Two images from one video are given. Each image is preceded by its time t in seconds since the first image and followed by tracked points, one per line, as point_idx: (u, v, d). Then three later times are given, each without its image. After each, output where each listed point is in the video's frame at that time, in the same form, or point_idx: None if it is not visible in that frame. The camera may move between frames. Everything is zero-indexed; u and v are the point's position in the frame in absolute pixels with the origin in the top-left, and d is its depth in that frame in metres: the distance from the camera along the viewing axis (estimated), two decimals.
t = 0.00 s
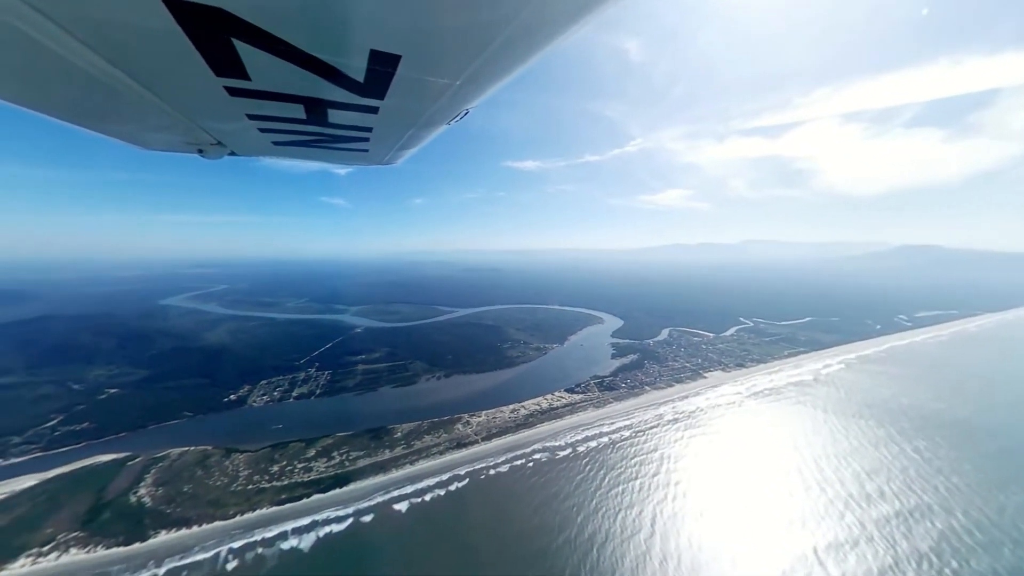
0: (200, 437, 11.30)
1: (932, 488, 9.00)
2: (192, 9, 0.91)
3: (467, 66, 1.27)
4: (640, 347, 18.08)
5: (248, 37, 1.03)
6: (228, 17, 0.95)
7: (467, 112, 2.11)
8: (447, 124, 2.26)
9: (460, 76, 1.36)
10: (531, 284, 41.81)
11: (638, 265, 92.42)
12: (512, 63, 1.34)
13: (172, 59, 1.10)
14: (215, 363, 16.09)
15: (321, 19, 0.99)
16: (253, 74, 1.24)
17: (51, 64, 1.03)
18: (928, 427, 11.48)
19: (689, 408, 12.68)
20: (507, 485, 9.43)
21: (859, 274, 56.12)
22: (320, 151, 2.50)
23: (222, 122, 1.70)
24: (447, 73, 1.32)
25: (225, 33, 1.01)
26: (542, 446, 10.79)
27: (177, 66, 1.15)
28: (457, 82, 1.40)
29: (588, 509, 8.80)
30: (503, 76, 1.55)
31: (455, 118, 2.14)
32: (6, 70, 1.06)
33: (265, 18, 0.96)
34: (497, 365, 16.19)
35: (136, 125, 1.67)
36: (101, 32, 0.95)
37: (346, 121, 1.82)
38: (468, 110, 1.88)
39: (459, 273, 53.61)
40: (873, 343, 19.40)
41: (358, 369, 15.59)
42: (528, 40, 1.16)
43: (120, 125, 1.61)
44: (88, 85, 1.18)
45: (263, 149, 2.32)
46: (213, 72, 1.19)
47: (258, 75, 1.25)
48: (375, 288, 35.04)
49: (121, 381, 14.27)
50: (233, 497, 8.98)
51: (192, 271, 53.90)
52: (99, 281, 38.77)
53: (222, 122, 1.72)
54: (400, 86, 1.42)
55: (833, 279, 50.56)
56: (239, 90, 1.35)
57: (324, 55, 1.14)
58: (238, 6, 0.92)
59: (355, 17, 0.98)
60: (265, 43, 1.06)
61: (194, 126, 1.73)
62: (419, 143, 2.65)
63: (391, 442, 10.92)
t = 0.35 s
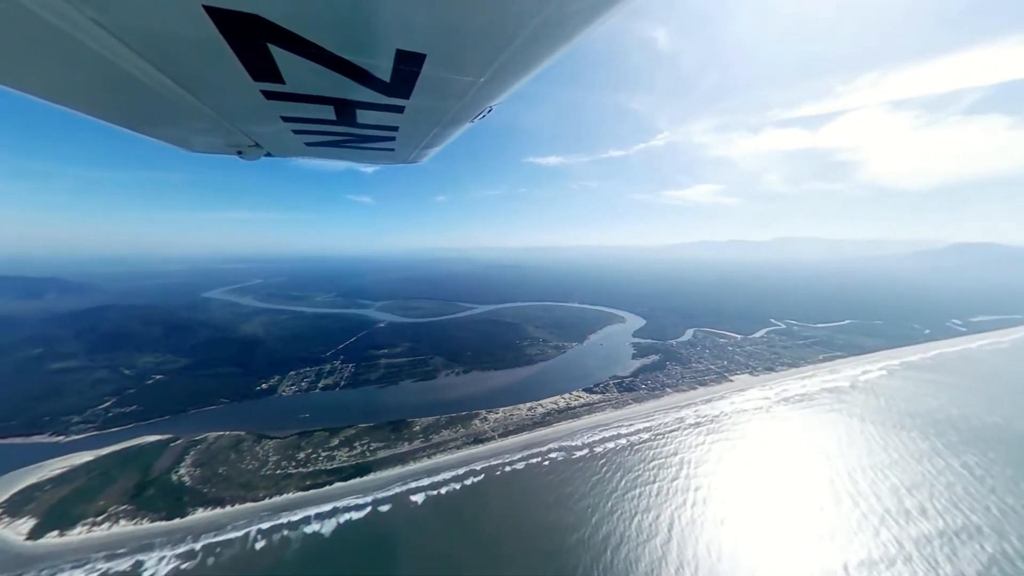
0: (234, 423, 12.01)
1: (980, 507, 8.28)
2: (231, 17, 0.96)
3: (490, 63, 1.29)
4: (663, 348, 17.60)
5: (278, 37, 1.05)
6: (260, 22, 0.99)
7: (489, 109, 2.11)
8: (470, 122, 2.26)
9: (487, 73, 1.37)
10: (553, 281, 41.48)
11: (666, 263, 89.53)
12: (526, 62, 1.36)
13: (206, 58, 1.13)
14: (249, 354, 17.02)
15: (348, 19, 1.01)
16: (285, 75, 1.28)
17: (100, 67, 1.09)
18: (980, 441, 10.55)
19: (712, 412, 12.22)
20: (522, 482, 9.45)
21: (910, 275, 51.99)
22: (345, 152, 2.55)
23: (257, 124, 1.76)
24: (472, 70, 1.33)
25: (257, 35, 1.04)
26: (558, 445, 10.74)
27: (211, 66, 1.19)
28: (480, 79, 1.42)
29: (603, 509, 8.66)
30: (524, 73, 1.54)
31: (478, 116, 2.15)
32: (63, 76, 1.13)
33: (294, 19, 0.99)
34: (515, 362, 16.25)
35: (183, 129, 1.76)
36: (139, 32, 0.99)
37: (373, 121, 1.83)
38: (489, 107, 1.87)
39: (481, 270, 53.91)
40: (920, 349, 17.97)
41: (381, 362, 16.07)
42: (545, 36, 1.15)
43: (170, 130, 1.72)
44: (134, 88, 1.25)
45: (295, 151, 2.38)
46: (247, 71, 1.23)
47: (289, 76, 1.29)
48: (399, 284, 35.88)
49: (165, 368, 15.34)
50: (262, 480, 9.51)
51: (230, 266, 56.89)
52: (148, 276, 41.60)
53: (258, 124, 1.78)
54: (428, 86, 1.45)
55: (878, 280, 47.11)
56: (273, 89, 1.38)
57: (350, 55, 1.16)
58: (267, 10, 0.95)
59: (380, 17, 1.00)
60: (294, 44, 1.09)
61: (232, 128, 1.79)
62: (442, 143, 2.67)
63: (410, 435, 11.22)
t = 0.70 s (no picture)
0: (266, 410, 12.68)
1: None
2: (267, 24, 0.93)
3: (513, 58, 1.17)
4: (686, 348, 17.09)
5: (313, 43, 1.01)
6: (296, 27, 0.95)
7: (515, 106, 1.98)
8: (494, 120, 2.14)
9: (509, 69, 1.23)
10: (575, 279, 41.14)
11: (694, 260, 86.52)
12: (553, 55, 1.22)
13: (240, 63, 1.10)
14: (280, 345, 17.90)
15: (379, 21, 0.95)
16: (316, 77, 1.23)
17: (136, 68, 1.07)
18: None
19: (736, 415, 11.74)
20: (536, 478, 9.47)
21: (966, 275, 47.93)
22: (373, 153, 2.52)
23: (290, 126, 1.73)
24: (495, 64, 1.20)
25: (292, 42, 1.00)
26: (573, 443, 10.66)
27: (247, 69, 1.16)
28: (503, 75, 1.28)
29: (619, 509, 8.50)
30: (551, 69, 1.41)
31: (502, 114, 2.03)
32: (110, 76, 1.13)
33: (332, 24, 0.95)
34: (534, 358, 16.25)
35: (222, 129, 1.77)
36: (175, 36, 0.96)
37: (403, 124, 1.76)
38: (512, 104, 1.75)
39: (503, 267, 54.24)
40: (974, 355, 16.53)
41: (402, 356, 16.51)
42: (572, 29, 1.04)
43: (210, 130, 1.73)
44: (172, 91, 1.23)
45: (328, 150, 2.36)
46: (279, 73, 1.19)
47: (321, 79, 1.24)
48: (423, 279, 36.66)
49: (205, 357, 16.39)
50: (289, 465, 10.02)
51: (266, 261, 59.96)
52: (192, 270, 44.64)
53: (292, 126, 1.75)
54: (452, 84, 1.34)
55: (929, 279, 43.67)
56: (305, 92, 1.34)
57: (386, 58, 1.11)
58: (302, 15, 0.91)
59: (410, 14, 0.93)
60: (330, 49, 1.05)
61: (267, 129, 1.78)
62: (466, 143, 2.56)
63: (427, 427, 11.49)
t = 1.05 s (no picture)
0: (296, 398, 13.35)
1: None
2: (299, 25, 0.89)
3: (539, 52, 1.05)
4: (713, 349, 16.47)
5: (344, 44, 0.97)
6: (325, 28, 0.91)
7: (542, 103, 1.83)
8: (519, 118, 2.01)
9: (537, 65, 1.12)
10: (598, 275, 40.50)
11: (727, 257, 82.87)
12: (582, 52, 1.10)
13: (273, 63, 1.06)
14: (311, 337, 18.78)
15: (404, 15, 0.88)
16: (347, 76, 1.18)
17: (176, 74, 1.06)
18: None
19: (764, 419, 11.21)
20: (552, 474, 9.44)
21: None
22: (400, 152, 2.48)
23: (324, 126, 1.70)
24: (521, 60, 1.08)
25: (324, 44, 0.97)
26: (591, 442, 10.53)
27: (285, 70, 1.11)
28: (530, 73, 1.18)
29: (636, 509, 8.31)
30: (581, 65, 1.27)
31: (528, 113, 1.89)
32: (155, 83, 1.10)
33: (361, 24, 0.90)
34: (554, 355, 16.19)
35: (258, 130, 1.77)
36: (212, 41, 0.93)
37: (436, 121, 1.67)
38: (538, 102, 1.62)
39: (526, 263, 54.24)
40: None
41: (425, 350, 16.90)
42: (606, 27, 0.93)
43: (247, 130, 1.70)
44: (215, 94, 1.20)
45: (361, 151, 2.32)
46: (311, 74, 1.14)
47: (351, 78, 1.19)
48: (447, 275, 37.25)
49: (243, 347, 17.43)
50: (316, 451, 10.52)
51: (299, 256, 62.89)
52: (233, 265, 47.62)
53: (324, 125, 1.69)
54: (480, 82, 1.24)
55: (993, 279, 39.74)
56: (338, 93, 1.29)
57: (413, 57, 1.05)
58: (331, 16, 0.86)
59: (438, 11, 0.86)
60: (360, 50, 1.01)
61: (301, 129, 1.76)
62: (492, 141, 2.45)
63: (447, 420, 11.73)
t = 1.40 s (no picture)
0: (320, 391, 13.86)
1: None
2: (326, 30, 0.85)
3: (565, 45, 0.94)
4: (738, 351, 15.84)
5: (372, 48, 0.94)
6: (351, 31, 0.87)
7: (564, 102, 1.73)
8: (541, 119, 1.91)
9: (559, 59, 1.02)
10: (619, 274, 39.84)
11: (758, 255, 79.35)
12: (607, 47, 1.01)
13: (302, 66, 1.03)
14: (335, 332, 19.46)
15: (428, 14, 0.83)
16: (372, 81, 1.14)
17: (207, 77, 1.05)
18: None
19: (790, 426, 10.67)
20: (566, 473, 9.35)
21: None
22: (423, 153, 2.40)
23: (348, 127, 1.63)
24: (546, 54, 0.99)
25: (350, 47, 0.93)
26: (607, 443, 10.35)
27: (310, 72, 1.07)
28: (554, 70, 1.09)
29: (651, 512, 8.09)
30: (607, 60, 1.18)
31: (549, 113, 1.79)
32: (185, 86, 1.10)
33: (386, 25, 0.86)
34: (571, 354, 16.05)
35: (289, 133, 1.76)
36: (245, 47, 0.91)
37: (459, 121, 1.59)
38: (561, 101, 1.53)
39: (545, 261, 54.10)
40: None
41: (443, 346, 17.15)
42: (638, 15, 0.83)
43: (278, 133, 1.71)
44: (243, 98, 1.19)
45: (385, 153, 2.29)
46: (337, 76, 1.10)
47: (377, 82, 1.14)
48: (467, 273, 37.64)
49: (272, 341, 18.24)
50: (337, 442, 10.89)
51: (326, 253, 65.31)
52: (265, 261, 49.91)
53: (351, 127, 1.66)
54: (501, 80, 1.16)
55: None
56: (362, 95, 1.24)
57: (433, 56, 0.99)
58: (359, 19, 0.83)
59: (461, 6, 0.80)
60: (384, 52, 0.96)
61: (327, 131, 1.70)
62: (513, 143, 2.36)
63: (462, 416, 11.86)
